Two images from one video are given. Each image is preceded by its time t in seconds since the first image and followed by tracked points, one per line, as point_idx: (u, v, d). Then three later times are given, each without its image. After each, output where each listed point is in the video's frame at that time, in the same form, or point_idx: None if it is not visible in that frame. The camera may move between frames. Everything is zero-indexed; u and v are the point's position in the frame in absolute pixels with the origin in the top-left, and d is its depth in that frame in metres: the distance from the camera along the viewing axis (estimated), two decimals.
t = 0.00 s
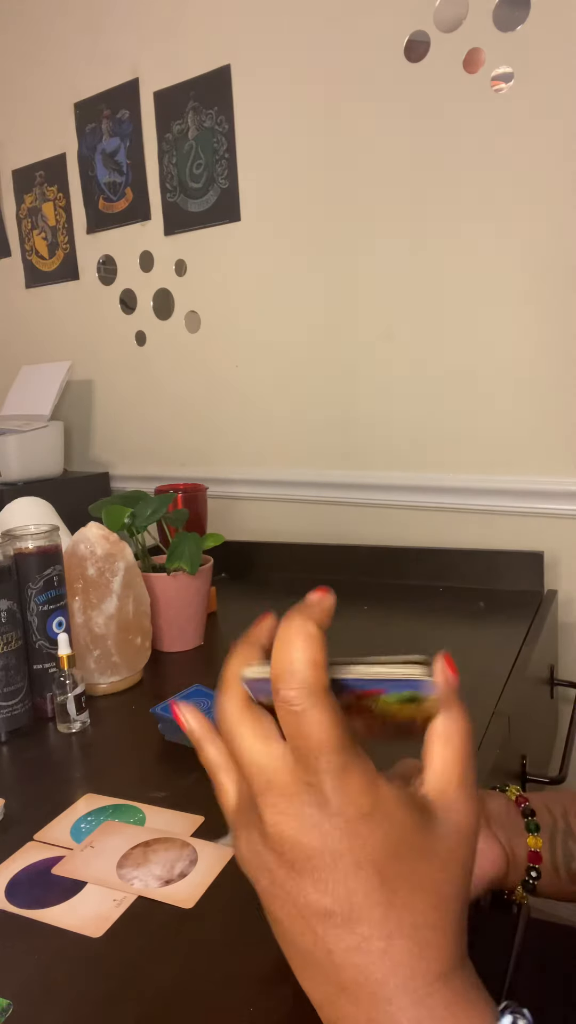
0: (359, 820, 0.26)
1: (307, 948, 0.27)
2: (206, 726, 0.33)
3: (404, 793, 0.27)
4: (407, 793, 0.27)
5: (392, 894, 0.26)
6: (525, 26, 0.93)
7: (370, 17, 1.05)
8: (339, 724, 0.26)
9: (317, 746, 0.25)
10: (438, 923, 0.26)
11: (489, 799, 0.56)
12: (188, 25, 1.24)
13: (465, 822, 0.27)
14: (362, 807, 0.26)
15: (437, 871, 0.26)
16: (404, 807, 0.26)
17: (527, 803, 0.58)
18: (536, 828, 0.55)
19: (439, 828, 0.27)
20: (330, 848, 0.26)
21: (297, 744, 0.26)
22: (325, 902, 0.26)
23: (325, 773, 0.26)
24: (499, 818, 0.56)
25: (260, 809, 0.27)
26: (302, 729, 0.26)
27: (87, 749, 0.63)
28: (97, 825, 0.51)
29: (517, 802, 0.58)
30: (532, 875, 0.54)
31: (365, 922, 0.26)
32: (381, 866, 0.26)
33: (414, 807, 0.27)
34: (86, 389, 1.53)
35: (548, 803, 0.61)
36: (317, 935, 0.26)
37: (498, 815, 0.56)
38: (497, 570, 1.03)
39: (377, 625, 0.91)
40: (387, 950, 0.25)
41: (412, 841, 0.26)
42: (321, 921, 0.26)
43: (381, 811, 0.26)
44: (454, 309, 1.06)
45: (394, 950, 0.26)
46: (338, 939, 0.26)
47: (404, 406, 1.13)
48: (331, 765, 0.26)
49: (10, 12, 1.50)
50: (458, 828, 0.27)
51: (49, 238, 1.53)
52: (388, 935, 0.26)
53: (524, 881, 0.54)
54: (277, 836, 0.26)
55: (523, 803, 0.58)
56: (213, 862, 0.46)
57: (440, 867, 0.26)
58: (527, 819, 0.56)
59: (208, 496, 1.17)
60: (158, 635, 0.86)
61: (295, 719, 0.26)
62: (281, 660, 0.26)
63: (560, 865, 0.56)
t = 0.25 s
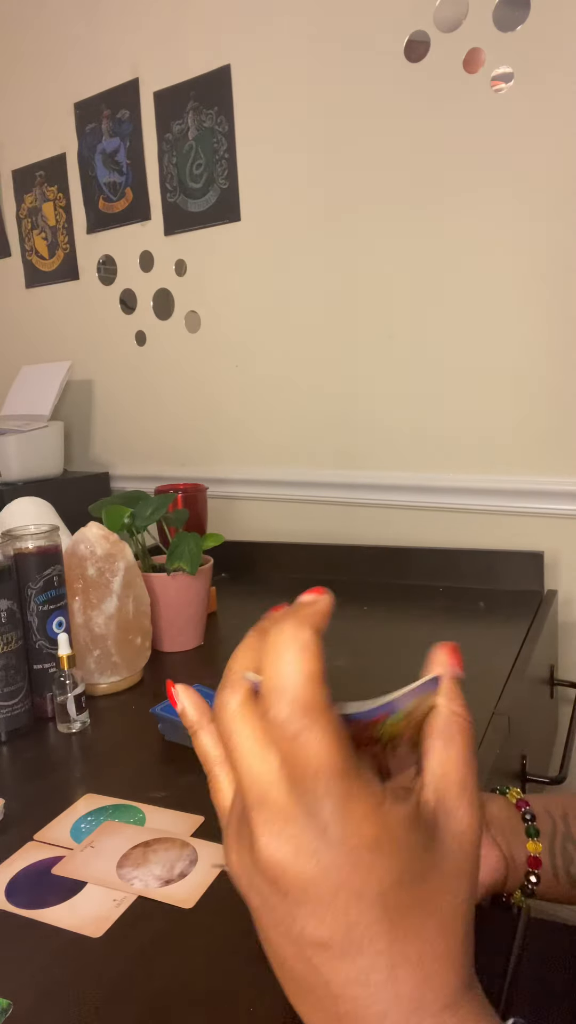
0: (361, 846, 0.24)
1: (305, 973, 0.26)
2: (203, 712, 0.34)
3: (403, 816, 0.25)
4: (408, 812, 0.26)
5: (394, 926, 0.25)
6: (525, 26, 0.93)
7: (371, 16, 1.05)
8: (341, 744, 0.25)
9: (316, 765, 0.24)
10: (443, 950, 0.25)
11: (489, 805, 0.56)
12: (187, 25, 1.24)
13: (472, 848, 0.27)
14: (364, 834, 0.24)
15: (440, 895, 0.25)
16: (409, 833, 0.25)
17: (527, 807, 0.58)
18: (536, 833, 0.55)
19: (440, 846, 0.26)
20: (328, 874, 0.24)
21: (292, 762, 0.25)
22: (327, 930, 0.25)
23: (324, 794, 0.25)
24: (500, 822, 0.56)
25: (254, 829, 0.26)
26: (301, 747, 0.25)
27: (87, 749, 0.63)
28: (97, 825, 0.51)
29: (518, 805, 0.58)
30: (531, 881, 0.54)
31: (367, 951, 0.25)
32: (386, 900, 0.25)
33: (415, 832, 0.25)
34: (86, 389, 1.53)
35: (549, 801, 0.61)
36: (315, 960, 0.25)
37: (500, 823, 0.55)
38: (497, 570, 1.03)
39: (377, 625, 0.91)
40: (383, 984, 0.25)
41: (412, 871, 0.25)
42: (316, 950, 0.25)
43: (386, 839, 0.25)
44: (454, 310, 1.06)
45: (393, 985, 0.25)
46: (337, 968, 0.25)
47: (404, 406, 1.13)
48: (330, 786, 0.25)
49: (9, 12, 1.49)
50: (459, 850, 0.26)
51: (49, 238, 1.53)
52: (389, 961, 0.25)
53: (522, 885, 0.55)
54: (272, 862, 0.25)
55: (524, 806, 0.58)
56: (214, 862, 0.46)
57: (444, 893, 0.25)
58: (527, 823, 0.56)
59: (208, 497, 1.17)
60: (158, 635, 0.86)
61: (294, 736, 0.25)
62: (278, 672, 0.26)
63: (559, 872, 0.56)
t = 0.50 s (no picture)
0: (357, 865, 0.24)
1: (296, 991, 0.25)
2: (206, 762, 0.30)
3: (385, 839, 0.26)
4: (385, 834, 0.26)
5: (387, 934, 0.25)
6: (525, 26, 0.93)
7: (371, 17, 1.05)
8: (334, 761, 0.25)
9: (311, 787, 0.24)
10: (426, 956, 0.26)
11: (490, 801, 0.53)
12: (187, 25, 1.24)
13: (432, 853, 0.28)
14: (360, 852, 0.24)
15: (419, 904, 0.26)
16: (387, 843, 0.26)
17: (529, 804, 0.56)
18: (538, 832, 0.55)
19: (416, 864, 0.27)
20: (325, 895, 0.24)
21: (290, 790, 0.24)
22: (326, 951, 0.24)
23: (317, 819, 0.24)
24: (502, 820, 0.54)
25: (256, 863, 0.25)
26: (294, 768, 0.24)
27: (87, 749, 0.63)
28: (97, 825, 0.51)
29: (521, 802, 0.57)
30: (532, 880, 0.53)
31: (362, 966, 0.24)
32: (378, 915, 0.24)
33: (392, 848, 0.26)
34: (86, 389, 1.53)
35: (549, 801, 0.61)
36: (312, 983, 0.25)
37: (502, 820, 0.54)
38: (497, 570, 1.03)
39: (377, 625, 0.91)
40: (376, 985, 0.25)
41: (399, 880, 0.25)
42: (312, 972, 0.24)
43: (376, 854, 0.25)
44: (454, 310, 1.06)
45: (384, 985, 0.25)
46: (331, 985, 0.24)
47: (404, 406, 1.13)
48: (326, 808, 0.24)
49: (9, 12, 1.49)
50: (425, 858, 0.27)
51: (49, 238, 1.53)
52: (382, 971, 0.25)
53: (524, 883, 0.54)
54: (273, 888, 0.24)
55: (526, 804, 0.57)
56: (213, 862, 0.46)
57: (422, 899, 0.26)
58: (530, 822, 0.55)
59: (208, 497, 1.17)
60: (158, 635, 0.86)
61: (286, 756, 0.24)
62: (277, 701, 0.25)
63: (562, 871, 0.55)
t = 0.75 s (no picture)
0: (419, 862, 0.29)
1: (381, 981, 0.29)
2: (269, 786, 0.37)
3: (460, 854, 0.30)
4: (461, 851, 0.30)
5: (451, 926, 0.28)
6: (525, 26, 0.93)
7: (371, 17, 1.05)
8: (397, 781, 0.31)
9: (379, 794, 0.30)
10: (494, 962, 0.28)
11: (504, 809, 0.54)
12: (186, 25, 1.24)
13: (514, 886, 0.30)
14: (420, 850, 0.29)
15: (488, 915, 0.29)
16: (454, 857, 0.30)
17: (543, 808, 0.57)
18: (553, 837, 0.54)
19: (490, 879, 0.30)
20: (397, 887, 0.29)
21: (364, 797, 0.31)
22: (399, 938, 0.28)
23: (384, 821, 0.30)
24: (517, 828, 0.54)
25: (344, 868, 0.30)
26: (369, 782, 0.31)
27: (87, 749, 0.63)
28: (97, 825, 0.51)
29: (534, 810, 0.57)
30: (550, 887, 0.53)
31: (430, 954, 0.28)
32: (444, 909, 0.28)
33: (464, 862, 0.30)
34: (86, 389, 1.53)
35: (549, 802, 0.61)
36: (390, 971, 0.28)
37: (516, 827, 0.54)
38: (497, 569, 1.03)
39: (377, 625, 0.91)
40: (448, 980, 0.28)
41: (461, 880, 0.29)
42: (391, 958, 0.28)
43: (441, 858, 0.29)
44: (453, 310, 1.06)
45: (455, 982, 0.28)
46: (406, 970, 0.28)
47: (404, 406, 1.13)
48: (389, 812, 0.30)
49: (9, 12, 1.49)
50: (508, 883, 0.30)
51: (49, 238, 1.53)
52: (450, 965, 0.28)
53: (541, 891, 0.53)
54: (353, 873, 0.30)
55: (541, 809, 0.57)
56: (213, 862, 0.46)
57: (490, 910, 0.29)
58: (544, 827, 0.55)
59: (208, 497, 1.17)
60: (158, 635, 0.86)
61: (361, 773, 0.31)
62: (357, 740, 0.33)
63: None
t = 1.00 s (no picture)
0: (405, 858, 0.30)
1: (376, 978, 0.30)
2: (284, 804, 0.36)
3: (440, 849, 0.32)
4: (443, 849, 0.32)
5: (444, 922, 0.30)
6: (525, 26, 0.93)
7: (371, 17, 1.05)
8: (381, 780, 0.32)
9: (367, 797, 0.31)
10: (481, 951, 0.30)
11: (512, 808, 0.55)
12: (186, 25, 1.24)
13: (491, 877, 0.32)
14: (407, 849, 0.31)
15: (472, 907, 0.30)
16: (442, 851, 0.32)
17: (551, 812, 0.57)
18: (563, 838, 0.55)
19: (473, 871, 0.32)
20: (385, 885, 0.30)
21: (350, 797, 0.32)
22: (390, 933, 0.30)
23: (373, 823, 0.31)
24: (526, 827, 0.55)
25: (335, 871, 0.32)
26: (354, 783, 0.32)
27: (87, 749, 0.63)
28: (97, 825, 0.51)
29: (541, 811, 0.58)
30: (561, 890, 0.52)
31: (421, 945, 0.29)
32: (431, 900, 0.30)
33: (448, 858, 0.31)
34: (86, 389, 1.53)
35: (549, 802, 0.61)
36: (382, 963, 0.30)
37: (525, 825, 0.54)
38: (497, 570, 1.03)
39: (377, 625, 0.91)
40: (439, 970, 0.29)
41: (447, 876, 0.31)
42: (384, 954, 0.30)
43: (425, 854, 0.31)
44: (454, 310, 1.06)
45: (446, 973, 0.29)
46: (397, 964, 0.30)
47: (404, 406, 1.13)
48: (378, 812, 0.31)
49: (9, 12, 1.49)
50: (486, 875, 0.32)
51: (49, 238, 1.53)
52: (440, 954, 0.29)
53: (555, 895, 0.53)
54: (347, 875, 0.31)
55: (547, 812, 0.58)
56: (213, 862, 0.46)
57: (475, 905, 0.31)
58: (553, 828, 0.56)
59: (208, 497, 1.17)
60: (158, 635, 0.86)
61: (348, 772, 0.32)
62: (334, 731, 0.33)
63: None
